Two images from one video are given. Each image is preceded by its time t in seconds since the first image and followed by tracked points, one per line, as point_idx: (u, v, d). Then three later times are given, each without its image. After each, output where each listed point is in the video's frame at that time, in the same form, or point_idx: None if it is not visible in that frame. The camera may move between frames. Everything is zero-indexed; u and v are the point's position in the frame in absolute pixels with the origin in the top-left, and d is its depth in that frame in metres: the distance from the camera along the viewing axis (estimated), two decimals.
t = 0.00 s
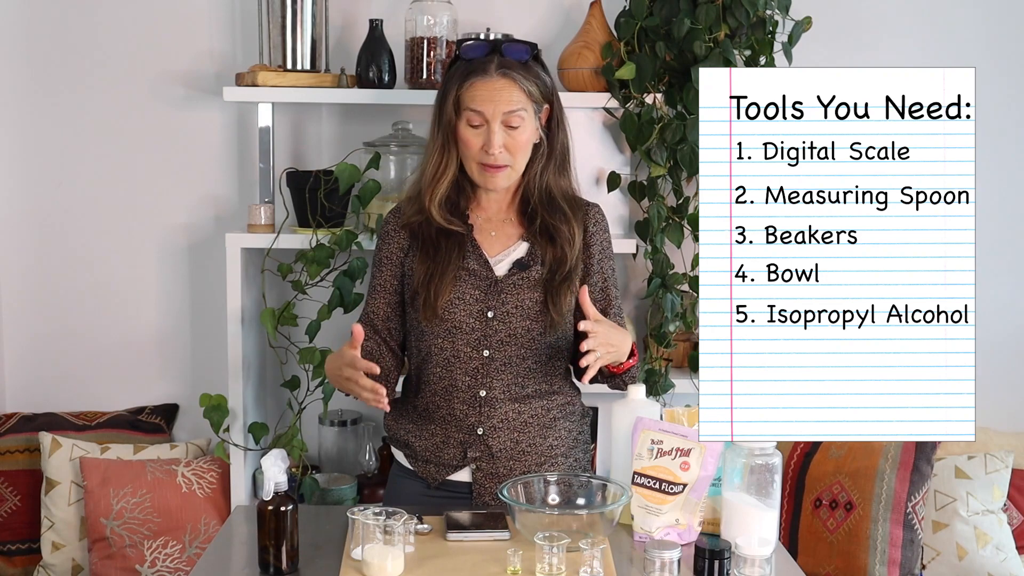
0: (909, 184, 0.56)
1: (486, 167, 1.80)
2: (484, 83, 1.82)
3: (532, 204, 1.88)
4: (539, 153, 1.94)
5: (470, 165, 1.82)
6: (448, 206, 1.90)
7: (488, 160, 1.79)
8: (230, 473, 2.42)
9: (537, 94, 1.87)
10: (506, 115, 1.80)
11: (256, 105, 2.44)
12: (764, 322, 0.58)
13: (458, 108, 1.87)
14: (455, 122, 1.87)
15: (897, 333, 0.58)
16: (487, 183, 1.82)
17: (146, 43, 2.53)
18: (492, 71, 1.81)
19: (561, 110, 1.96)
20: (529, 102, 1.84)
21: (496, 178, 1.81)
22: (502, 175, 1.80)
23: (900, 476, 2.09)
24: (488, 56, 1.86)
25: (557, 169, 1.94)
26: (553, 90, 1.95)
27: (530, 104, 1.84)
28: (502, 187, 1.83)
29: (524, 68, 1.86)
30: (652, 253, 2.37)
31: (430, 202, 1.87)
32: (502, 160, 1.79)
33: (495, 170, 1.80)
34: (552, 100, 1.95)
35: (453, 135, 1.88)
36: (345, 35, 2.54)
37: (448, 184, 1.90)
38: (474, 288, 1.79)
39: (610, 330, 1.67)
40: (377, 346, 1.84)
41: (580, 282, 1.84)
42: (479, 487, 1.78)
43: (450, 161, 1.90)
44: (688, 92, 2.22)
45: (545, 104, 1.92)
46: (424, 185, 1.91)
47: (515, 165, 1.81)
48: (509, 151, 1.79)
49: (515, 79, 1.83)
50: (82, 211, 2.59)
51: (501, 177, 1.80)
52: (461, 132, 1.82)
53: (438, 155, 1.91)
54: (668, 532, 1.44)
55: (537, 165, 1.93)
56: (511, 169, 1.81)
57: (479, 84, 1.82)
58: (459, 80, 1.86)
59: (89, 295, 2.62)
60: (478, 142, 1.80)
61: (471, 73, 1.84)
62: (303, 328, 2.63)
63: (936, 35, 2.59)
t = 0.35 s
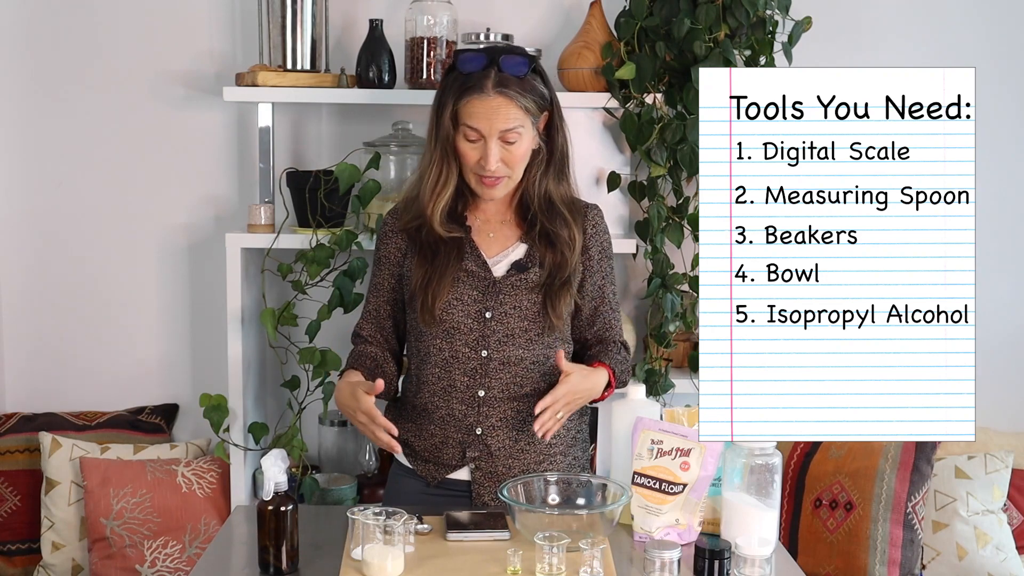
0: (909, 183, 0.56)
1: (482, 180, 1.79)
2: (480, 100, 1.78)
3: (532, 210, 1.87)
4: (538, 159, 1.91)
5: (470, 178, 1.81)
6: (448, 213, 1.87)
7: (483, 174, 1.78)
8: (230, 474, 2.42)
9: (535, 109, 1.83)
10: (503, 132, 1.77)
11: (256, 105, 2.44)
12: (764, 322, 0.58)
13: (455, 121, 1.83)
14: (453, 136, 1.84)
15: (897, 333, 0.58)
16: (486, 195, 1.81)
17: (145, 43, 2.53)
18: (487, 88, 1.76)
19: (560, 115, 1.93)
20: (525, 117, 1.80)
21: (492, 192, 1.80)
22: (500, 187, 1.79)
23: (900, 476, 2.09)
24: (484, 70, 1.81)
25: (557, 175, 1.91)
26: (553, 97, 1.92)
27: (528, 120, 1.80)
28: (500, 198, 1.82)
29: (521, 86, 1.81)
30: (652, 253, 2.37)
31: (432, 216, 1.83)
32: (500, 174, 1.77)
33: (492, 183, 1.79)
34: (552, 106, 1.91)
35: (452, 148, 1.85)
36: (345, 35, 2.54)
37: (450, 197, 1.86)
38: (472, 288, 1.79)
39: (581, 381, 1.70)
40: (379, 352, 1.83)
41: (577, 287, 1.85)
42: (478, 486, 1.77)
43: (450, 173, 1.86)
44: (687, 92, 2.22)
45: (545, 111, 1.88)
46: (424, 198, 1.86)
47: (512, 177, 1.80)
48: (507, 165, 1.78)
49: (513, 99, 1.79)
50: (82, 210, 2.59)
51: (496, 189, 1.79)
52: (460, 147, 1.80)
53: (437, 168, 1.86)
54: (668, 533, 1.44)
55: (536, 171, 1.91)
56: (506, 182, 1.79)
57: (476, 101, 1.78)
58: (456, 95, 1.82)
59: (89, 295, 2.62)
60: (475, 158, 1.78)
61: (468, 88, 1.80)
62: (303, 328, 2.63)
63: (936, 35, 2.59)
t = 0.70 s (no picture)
0: (909, 183, 0.56)
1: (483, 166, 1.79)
2: (482, 78, 1.81)
3: (532, 212, 1.87)
4: (538, 155, 1.91)
5: (468, 164, 1.81)
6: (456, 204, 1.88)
7: (485, 156, 1.78)
8: (230, 474, 2.42)
9: (536, 93, 1.85)
10: (504, 111, 1.79)
11: (256, 105, 2.44)
12: (765, 322, 0.58)
13: (456, 106, 1.85)
14: (454, 124, 1.85)
15: (897, 333, 0.58)
16: (487, 185, 1.81)
17: (145, 44, 2.53)
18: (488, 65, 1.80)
19: (558, 113, 1.93)
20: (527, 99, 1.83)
21: (495, 180, 1.79)
22: (499, 175, 1.79)
23: (900, 476, 2.09)
24: (485, 54, 1.84)
25: (557, 174, 1.91)
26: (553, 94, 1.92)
27: (529, 103, 1.82)
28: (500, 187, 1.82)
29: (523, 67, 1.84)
30: (652, 253, 2.37)
31: (437, 211, 1.84)
32: (500, 157, 1.78)
33: (493, 168, 1.79)
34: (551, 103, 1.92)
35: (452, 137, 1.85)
36: (345, 36, 2.54)
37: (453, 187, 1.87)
38: (471, 290, 1.78)
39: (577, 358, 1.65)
40: (384, 347, 1.83)
41: (577, 287, 1.83)
42: (476, 486, 1.77)
43: (451, 167, 1.87)
44: (688, 92, 2.22)
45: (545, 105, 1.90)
46: (427, 189, 1.88)
47: (512, 164, 1.80)
48: (507, 147, 1.78)
49: (514, 75, 1.82)
50: (82, 210, 2.59)
51: (498, 175, 1.79)
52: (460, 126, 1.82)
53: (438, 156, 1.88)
54: (668, 532, 1.43)
55: (537, 167, 1.91)
56: (508, 168, 1.79)
57: (478, 79, 1.81)
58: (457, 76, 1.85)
59: (88, 295, 2.62)
60: (475, 136, 1.79)
61: (469, 70, 1.83)
62: (303, 328, 2.63)
63: (936, 35, 2.59)
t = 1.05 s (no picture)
0: (909, 183, 0.56)
1: (468, 164, 1.80)
2: (483, 77, 1.81)
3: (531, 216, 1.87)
4: (532, 160, 1.90)
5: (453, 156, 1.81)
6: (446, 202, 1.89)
7: (471, 155, 1.79)
8: (230, 473, 2.42)
9: (534, 97, 1.85)
10: (497, 112, 1.80)
11: (256, 105, 2.44)
12: (764, 322, 0.58)
13: (454, 99, 1.86)
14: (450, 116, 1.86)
15: (897, 333, 0.58)
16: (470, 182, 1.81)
17: (145, 44, 2.53)
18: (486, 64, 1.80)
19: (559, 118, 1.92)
20: (524, 104, 1.83)
21: (478, 177, 1.80)
22: (486, 174, 1.79)
23: (900, 476, 2.09)
24: (491, 54, 1.84)
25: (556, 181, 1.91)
26: (553, 96, 1.92)
27: (524, 108, 1.82)
28: (487, 185, 1.82)
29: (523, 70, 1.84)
30: (652, 253, 2.37)
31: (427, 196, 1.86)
32: (489, 155, 1.78)
33: (478, 167, 1.79)
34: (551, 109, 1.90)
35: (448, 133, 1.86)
36: (345, 35, 2.54)
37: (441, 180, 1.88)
38: (470, 291, 1.78)
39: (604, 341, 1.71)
40: (382, 349, 1.84)
41: (576, 290, 1.83)
42: (479, 487, 1.77)
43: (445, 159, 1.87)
44: (688, 92, 2.22)
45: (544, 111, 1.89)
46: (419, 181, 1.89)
47: (501, 163, 1.80)
48: (495, 148, 1.78)
49: (512, 78, 1.82)
50: (82, 210, 2.59)
51: (483, 174, 1.79)
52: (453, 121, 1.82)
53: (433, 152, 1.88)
54: (668, 532, 1.44)
55: (534, 171, 1.90)
56: (496, 168, 1.79)
57: (478, 79, 1.81)
58: (458, 74, 1.85)
59: (89, 295, 2.62)
60: (465, 131, 1.80)
61: (468, 69, 1.83)
62: (303, 328, 2.63)
63: (936, 35, 2.59)
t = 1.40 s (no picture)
0: (909, 184, 0.56)
1: (479, 176, 1.78)
2: (478, 88, 1.78)
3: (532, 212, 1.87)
4: (536, 159, 1.90)
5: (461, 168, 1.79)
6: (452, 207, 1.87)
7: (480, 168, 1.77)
8: (230, 473, 2.42)
9: (532, 101, 1.83)
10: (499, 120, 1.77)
11: (256, 105, 2.44)
12: (765, 322, 0.58)
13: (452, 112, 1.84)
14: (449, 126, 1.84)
15: (897, 333, 0.58)
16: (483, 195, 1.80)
17: (145, 44, 2.53)
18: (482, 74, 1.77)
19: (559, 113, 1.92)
20: (521, 109, 1.80)
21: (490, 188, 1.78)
22: (496, 184, 1.78)
23: (900, 476, 2.09)
24: (482, 60, 1.82)
25: (558, 174, 1.91)
26: (551, 93, 1.91)
27: (524, 112, 1.80)
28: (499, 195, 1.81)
29: (518, 75, 1.81)
30: (652, 253, 2.37)
31: (433, 212, 1.83)
32: (496, 164, 1.76)
33: (488, 177, 1.77)
34: (548, 105, 1.90)
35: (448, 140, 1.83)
36: (345, 35, 2.54)
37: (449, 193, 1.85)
38: (474, 288, 1.78)
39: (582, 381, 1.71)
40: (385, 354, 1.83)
41: (581, 287, 1.84)
42: (480, 487, 1.77)
43: (448, 169, 1.84)
44: (688, 92, 2.22)
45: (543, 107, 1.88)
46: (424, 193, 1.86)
47: (509, 170, 1.78)
48: (501, 156, 1.76)
49: (508, 85, 1.79)
50: (82, 210, 2.59)
51: (495, 185, 1.78)
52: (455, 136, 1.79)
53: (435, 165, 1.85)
54: (668, 532, 1.44)
55: (536, 170, 1.90)
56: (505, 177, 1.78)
57: (473, 88, 1.78)
58: (454, 82, 1.83)
59: (88, 295, 2.62)
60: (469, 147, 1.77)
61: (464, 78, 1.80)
62: (303, 328, 2.63)
63: (936, 35, 2.59)
